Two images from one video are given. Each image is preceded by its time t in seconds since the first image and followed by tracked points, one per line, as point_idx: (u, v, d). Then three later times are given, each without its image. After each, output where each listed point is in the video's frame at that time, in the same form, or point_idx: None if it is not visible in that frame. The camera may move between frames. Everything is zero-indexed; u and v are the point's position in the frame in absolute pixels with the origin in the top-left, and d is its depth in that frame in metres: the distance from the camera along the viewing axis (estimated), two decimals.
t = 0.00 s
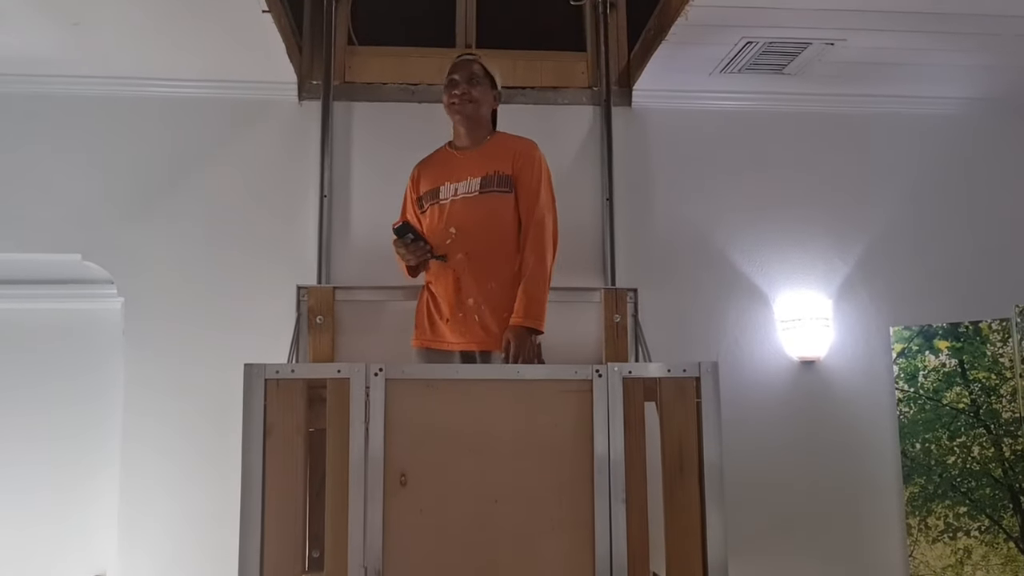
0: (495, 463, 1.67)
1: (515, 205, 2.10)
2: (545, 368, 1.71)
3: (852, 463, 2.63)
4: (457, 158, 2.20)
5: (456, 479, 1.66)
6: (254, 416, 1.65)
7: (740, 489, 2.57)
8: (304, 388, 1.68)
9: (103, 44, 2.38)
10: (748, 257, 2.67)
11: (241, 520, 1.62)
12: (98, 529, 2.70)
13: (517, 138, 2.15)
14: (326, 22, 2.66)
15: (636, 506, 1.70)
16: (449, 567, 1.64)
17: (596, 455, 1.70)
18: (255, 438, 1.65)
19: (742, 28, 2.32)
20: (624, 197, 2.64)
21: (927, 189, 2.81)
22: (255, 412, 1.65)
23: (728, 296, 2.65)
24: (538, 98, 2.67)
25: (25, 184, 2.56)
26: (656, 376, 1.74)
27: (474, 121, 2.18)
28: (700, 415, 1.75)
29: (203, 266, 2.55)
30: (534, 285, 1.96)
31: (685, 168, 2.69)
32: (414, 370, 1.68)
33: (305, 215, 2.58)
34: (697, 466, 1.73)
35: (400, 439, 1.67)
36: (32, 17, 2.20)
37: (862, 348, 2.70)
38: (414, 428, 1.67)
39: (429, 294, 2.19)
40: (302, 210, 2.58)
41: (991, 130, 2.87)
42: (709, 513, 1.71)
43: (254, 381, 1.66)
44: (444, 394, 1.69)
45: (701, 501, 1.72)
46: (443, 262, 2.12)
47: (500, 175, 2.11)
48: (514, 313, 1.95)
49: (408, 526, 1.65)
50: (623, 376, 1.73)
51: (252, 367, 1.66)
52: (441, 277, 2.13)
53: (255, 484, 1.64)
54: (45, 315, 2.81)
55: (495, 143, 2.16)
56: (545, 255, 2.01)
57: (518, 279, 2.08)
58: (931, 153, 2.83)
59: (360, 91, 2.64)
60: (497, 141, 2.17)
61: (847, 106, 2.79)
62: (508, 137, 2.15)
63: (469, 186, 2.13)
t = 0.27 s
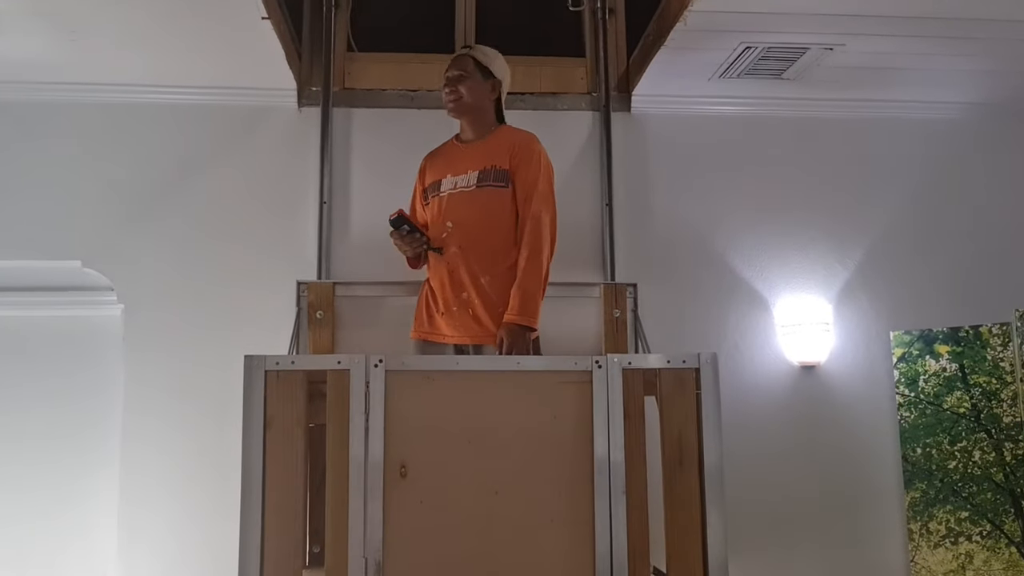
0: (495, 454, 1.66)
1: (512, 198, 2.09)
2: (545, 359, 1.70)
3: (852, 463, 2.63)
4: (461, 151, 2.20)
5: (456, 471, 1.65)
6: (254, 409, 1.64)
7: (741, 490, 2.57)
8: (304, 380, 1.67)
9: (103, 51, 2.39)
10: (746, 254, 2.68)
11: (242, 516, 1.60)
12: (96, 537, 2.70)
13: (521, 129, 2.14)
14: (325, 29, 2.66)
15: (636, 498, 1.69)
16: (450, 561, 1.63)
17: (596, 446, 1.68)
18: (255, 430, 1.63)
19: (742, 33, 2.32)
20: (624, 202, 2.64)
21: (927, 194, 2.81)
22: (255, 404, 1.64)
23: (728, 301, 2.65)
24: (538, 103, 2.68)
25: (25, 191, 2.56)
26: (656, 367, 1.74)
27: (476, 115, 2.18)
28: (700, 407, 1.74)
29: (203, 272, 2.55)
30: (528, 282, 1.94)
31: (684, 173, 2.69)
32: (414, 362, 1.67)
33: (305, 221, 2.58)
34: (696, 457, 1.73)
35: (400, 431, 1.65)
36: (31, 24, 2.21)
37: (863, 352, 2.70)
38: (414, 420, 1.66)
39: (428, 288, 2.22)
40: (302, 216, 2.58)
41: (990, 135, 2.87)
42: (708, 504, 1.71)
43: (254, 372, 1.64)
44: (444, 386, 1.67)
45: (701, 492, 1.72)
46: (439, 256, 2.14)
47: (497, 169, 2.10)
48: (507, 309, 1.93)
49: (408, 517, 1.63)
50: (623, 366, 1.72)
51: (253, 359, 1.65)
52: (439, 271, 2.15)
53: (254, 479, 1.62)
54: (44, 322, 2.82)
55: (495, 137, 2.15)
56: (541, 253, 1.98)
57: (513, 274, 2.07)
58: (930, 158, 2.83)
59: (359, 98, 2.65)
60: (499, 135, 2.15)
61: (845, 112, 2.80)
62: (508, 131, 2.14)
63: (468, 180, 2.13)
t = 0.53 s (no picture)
0: (496, 448, 1.65)
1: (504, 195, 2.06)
2: (546, 353, 1.69)
3: (857, 467, 2.63)
4: (461, 148, 2.19)
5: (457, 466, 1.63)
6: (254, 404, 1.61)
7: (744, 495, 2.55)
8: (304, 375, 1.64)
9: (104, 60, 2.38)
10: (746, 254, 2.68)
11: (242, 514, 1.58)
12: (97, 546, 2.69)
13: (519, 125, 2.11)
14: (325, 37, 2.66)
15: (638, 494, 1.68)
16: (452, 558, 1.61)
17: (597, 439, 1.67)
18: (256, 425, 1.61)
19: (742, 41, 2.32)
20: (625, 209, 2.64)
21: (928, 201, 2.80)
22: (255, 399, 1.61)
23: (730, 309, 2.64)
24: (538, 111, 2.67)
25: (24, 200, 2.55)
26: (657, 361, 1.73)
27: (475, 113, 2.16)
28: (701, 401, 1.73)
29: (202, 281, 2.54)
30: (518, 279, 1.90)
31: (685, 181, 2.69)
32: (415, 356, 1.65)
33: (305, 229, 2.57)
34: (697, 449, 1.72)
35: (401, 425, 1.63)
36: (31, 32, 2.20)
37: (865, 360, 2.69)
38: (415, 414, 1.64)
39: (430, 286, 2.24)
40: (302, 224, 2.57)
41: (992, 143, 2.87)
42: (710, 496, 1.70)
43: (255, 367, 1.62)
44: (445, 381, 1.66)
45: (703, 484, 1.71)
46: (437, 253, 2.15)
47: (489, 166, 2.07)
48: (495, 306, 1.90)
49: (408, 512, 1.62)
50: (624, 360, 1.71)
51: (254, 353, 1.62)
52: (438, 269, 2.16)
53: (255, 476, 1.60)
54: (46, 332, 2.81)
55: (490, 133, 2.13)
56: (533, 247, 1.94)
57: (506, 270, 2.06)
58: (932, 165, 2.82)
59: (359, 105, 2.64)
60: (492, 131, 2.13)
61: (846, 119, 2.78)
62: (501, 125, 2.11)
63: (463, 178, 2.12)
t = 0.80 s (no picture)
0: (494, 438, 1.67)
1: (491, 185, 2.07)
2: (545, 345, 1.71)
3: (857, 469, 2.62)
4: (448, 145, 2.20)
5: (456, 456, 1.66)
6: (256, 396, 1.65)
7: (744, 500, 2.55)
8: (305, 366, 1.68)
9: (104, 66, 2.39)
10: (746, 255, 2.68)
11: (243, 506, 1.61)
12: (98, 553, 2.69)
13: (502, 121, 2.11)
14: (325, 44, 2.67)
15: (637, 486, 1.70)
16: (450, 549, 1.64)
17: (595, 430, 1.70)
18: (257, 415, 1.64)
19: (740, 47, 2.33)
20: (624, 215, 2.64)
21: (927, 206, 2.81)
22: (257, 390, 1.65)
23: (729, 315, 2.64)
24: (538, 117, 2.68)
25: (24, 207, 2.56)
26: (656, 352, 1.74)
27: (463, 110, 2.18)
28: (701, 394, 1.74)
29: (202, 288, 2.54)
30: (504, 265, 1.90)
31: (685, 187, 2.69)
32: (415, 347, 1.68)
33: (305, 235, 2.58)
34: (697, 440, 1.73)
35: (401, 416, 1.66)
36: (32, 39, 2.21)
37: (865, 365, 2.69)
38: (415, 404, 1.67)
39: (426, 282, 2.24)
40: (302, 231, 2.58)
41: (990, 148, 2.88)
42: (710, 488, 1.71)
43: (255, 357, 1.66)
44: (445, 372, 1.69)
45: (703, 474, 1.72)
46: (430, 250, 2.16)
47: (475, 159, 2.09)
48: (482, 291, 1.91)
49: (408, 501, 1.64)
50: (623, 352, 1.73)
51: (255, 344, 1.66)
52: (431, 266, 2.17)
53: (256, 469, 1.63)
54: (45, 339, 2.82)
55: (477, 127, 2.14)
56: (518, 233, 1.95)
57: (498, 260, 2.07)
58: (931, 170, 2.83)
59: (360, 112, 2.65)
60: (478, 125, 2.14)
61: (844, 125, 2.79)
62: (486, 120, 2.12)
63: (451, 174, 2.14)
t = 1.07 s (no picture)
0: (495, 431, 1.68)
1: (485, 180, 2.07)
2: (545, 339, 1.72)
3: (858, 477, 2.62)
4: (439, 144, 2.21)
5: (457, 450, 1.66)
6: (257, 391, 1.65)
7: (744, 509, 2.55)
8: (306, 361, 1.68)
9: (105, 77, 2.40)
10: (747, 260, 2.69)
11: (244, 504, 1.61)
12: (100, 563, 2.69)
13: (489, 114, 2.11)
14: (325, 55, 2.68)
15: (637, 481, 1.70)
16: (452, 543, 1.63)
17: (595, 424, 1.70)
18: (258, 409, 1.64)
19: (739, 56, 2.34)
20: (624, 224, 2.65)
21: (926, 214, 2.82)
22: (258, 385, 1.65)
23: (728, 323, 2.65)
24: (538, 126, 2.68)
25: (25, 218, 2.57)
26: (655, 346, 1.76)
27: (452, 113, 2.18)
28: (700, 387, 1.75)
29: (203, 298, 2.55)
30: (497, 254, 1.90)
31: (684, 195, 2.70)
32: (415, 342, 1.69)
33: (306, 245, 2.58)
34: (698, 433, 1.74)
35: (402, 409, 1.67)
36: (33, 50, 2.22)
37: (865, 374, 2.69)
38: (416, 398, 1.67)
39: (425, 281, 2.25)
40: (303, 240, 2.58)
41: (989, 155, 2.88)
42: (710, 482, 1.71)
43: (256, 353, 1.66)
44: (445, 365, 1.69)
45: (703, 470, 1.72)
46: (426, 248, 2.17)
47: (468, 155, 2.09)
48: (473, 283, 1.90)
49: (409, 494, 1.64)
50: (622, 346, 1.74)
51: (256, 339, 1.66)
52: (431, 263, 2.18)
53: (258, 466, 1.62)
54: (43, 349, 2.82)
55: (466, 125, 2.15)
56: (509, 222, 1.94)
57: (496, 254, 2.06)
58: (930, 178, 2.84)
59: (360, 122, 2.66)
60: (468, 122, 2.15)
61: (843, 134, 2.80)
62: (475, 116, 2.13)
63: (444, 172, 2.15)
